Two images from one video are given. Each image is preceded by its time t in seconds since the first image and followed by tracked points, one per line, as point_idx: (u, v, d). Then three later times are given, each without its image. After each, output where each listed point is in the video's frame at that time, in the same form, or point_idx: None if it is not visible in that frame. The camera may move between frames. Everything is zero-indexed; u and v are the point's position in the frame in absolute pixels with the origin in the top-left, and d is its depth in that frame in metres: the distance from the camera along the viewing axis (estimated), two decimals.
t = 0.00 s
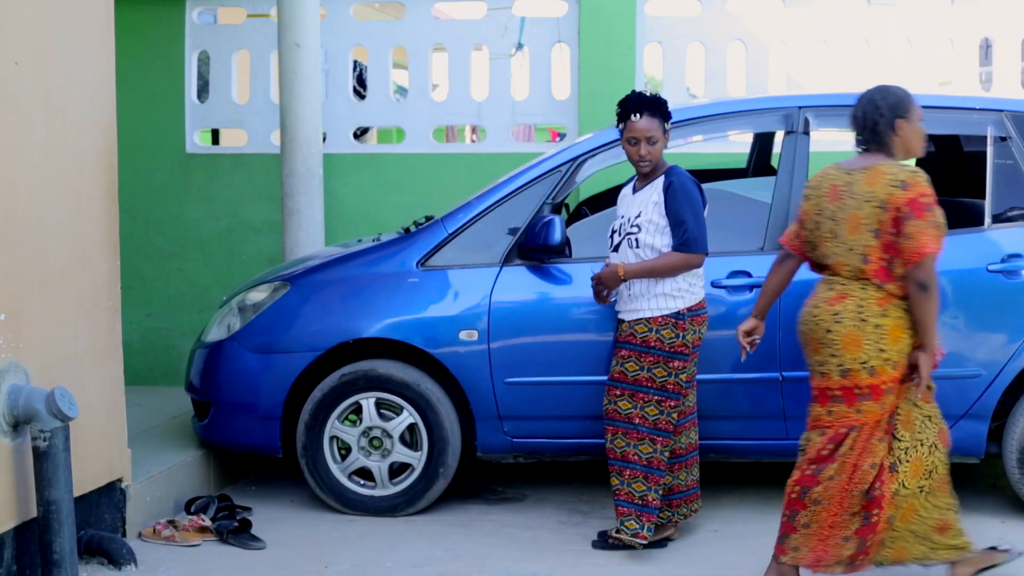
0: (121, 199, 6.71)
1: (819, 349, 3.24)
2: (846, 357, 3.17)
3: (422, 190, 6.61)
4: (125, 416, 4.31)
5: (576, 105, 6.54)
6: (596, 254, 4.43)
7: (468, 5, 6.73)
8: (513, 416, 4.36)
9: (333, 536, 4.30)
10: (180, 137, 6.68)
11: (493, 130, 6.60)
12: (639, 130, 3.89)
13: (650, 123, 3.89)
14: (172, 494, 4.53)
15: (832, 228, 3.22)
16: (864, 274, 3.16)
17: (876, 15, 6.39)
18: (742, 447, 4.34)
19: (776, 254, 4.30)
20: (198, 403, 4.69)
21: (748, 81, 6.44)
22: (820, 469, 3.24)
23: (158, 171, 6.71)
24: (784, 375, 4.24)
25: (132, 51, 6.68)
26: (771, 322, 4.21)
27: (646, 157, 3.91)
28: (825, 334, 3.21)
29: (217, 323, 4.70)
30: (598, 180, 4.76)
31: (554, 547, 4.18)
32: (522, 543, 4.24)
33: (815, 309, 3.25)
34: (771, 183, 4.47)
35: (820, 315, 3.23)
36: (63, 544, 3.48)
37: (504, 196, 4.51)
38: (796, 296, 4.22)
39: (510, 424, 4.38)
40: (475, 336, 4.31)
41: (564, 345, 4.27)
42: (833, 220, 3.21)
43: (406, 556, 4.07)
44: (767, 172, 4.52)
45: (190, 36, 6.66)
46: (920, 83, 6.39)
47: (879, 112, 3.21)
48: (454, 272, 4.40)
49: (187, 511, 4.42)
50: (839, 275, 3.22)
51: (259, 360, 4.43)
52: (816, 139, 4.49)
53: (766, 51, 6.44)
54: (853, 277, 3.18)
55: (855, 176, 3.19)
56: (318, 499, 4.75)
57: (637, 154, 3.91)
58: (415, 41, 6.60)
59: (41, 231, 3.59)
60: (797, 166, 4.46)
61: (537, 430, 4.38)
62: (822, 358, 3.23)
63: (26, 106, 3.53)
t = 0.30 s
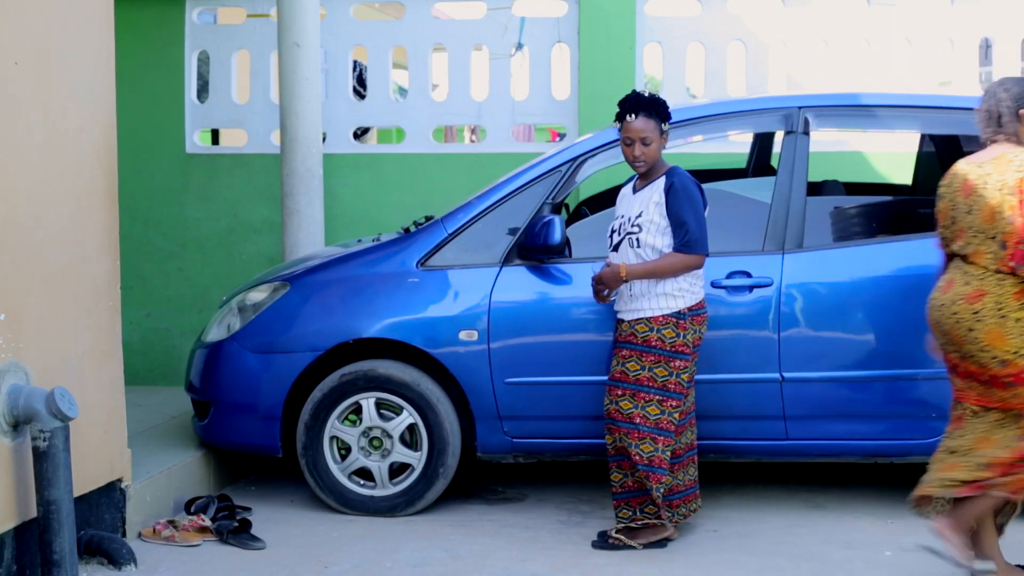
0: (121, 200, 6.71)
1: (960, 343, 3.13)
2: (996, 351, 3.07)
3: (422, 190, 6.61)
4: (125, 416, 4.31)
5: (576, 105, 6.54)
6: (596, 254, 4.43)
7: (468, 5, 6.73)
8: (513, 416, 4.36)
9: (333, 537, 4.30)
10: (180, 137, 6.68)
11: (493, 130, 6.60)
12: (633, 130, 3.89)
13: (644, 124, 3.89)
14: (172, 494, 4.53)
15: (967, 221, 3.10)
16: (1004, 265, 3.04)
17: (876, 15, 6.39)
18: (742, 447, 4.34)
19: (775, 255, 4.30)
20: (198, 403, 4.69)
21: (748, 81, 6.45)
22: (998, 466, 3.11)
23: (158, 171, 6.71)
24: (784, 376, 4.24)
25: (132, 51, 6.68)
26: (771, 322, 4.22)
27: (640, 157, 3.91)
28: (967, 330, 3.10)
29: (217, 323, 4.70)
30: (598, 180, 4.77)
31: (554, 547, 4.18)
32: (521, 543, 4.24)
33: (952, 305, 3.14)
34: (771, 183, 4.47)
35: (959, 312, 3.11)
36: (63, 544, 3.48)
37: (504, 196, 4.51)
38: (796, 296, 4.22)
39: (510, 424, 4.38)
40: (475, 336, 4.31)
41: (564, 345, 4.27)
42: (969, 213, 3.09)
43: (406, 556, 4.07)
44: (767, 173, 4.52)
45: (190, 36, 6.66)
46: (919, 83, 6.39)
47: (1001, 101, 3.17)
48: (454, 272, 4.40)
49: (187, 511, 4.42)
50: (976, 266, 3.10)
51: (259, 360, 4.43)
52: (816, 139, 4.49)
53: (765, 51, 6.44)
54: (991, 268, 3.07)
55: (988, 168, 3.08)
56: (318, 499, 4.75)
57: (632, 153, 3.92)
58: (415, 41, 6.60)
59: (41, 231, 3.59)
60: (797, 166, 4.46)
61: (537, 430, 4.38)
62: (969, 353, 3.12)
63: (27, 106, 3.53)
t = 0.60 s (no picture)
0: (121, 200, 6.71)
1: None
2: None
3: (422, 190, 6.61)
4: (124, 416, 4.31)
5: (576, 106, 6.54)
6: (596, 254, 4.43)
7: (468, 5, 6.72)
8: (513, 416, 4.36)
9: (333, 537, 4.30)
10: (180, 136, 6.68)
11: (493, 130, 6.60)
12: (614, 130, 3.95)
13: (621, 123, 3.92)
14: (172, 495, 4.53)
15: None
16: None
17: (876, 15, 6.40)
18: (742, 447, 4.34)
19: (775, 255, 4.30)
20: (198, 403, 4.69)
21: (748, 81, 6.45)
22: None
23: (158, 170, 6.71)
24: (784, 376, 4.24)
25: (132, 51, 6.68)
26: (771, 322, 4.22)
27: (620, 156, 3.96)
28: None
29: (217, 323, 4.70)
30: (599, 180, 4.77)
31: (554, 547, 4.18)
32: (521, 543, 4.24)
33: None
34: (771, 183, 4.47)
35: None
36: (64, 544, 3.48)
37: (504, 196, 4.51)
38: (796, 295, 4.22)
39: (510, 424, 4.38)
40: (475, 336, 4.31)
41: (564, 345, 4.27)
42: None
43: (406, 556, 4.07)
44: (767, 173, 4.53)
45: (190, 36, 6.66)
46: (920, 83, 6.40)
47: None
48: (454, 272, 4.40)
49: (187, 511, 4.42)
50: None
51: (259, 360, 4.43)
52: (816, 139, 4.49)
53: (766, 51, 6.44)
54: None
55: None
56: (318, 499, 4.75)
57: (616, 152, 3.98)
58: (415, 41, 6.60)
59: (41, 231, 3.59)
60: (797, 166, 4.46)
61: (537, 430, 4.38)
62: None
63: (26, 106, 3.53)
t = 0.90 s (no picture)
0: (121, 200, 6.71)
1: None
2: None
3: (422, 190, 6.61)
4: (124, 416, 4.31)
5: (576, 106, 6.54)
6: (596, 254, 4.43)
7: (468, 5, 6.72)
8: (513, 416, 4.36)
9: (332, 537, 4.30)
10: (180, 136, 6.68)
11: (494, 130, 6.60)
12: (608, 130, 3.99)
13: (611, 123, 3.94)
14: (172, 495, 4.53)
15: None
16: None
17: (876, 15, 6.40)
18: (741, 447, 4.34)
19: (775, 254, 4.30)
20: (198, 403, 4.69)
21: (748, 81, 6.45)
22: None
23: (158, 170, 6.71)
24: (784, 376, 4.24)
25: (132, 51, 6.68)
26: (771, 321, 4.22)
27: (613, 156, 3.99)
28: None
29: (217, 323, 4.70)
30: (599, 180, 4.77)
31: (554, 547, 4.18)
32: (521, 543, 4.24)
33: None
34: (772, 183, 4.47)
35: None
36: (64, 544, 3.48)
37: (504, 196, 4.51)
38: (796, 295, 4.22)
39: (510, 424, 4.38)
40: (475, 336, 4.31)
41: (563, 345, 4.27)
42: None
43: (406, 556, 4.07)
44: (767, 173, 4.52)
45: (190, 36, 6.66)
46: (920, 83, 6.40)
47: None
48: (454, 272, 4.40)
49: (187, 511, 4.42)
50: None
51: (259, 360, 4.43)
52: (816, 139, 4.49)
53: (765, 51, 6.44)
54: None
55: None
56: (317, 499, 4.75)
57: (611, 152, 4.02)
58: (415, 41, 6.60)
59: (41, 231, 3.59)
60: (797, 166, 4.46)
61: (537, 430, 4.38)
62: None
63: (26, 106, 3.53)
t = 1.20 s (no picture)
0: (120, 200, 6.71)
1: None
2: None
3: (422, 190, 6.61)
4: (124, 416, 4.31)
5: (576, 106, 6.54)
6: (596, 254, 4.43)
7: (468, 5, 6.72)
8: (513, 416, 4.36)
9: (332, 536, 4.30)
10: (179, 136, 6.67)
11: (493, 130, 6.60)
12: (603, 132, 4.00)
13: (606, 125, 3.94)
14: (172, 495, 4.53)
15: None
16: None
17: (876, 15, 6.39)
18: (741, 447, 4.34)
19: (775, 254, 4.30)
20: (198, 403, 4.69)
21: (748, 82, 6.45)
22: None
23: (158, 171, 6.71)
24: (784, 376, 4.24)
25: (132, 51, 6.68)
26: (771, 321, 4.22)
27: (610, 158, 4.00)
28: None
29: (217, 323, 4.70)
30: (599, 180, 4.77)
31: (554, 547, 4.18)
32: (521, 543, 4.24)
33: None
34: (772, 183, 4.47)
35: None
36: (64, 544, 3.48)
37: (504, 196, 4.51)
38: (796, 295, 4.22)
39: (509, 424, 4.38)
40: (475, 336, 4.31)
41: (563, 345, 4.27)
42: None
43: (406, 556, 4.07)
44: (767, 172, 4.53)
45: (190, 36, 6.66)
46: (920, 82, 6.40)
47: None
48: (454, 272, 4.40)
49: (188, 511, 4.42)
50: None
51: (259, 360, 4.43)
52: (816, 139, 4.49)
53: (765, 51, 6.44)
54: None
55: None
56: (317, 499, 4.75)
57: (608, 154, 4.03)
58: (415, 41, 6.60)
59: (41, 231, 3.59)
60: (797, 166, 4.46)
61: (537, 430, 4.38)
62: None
63: (26, 106, 3.53)
